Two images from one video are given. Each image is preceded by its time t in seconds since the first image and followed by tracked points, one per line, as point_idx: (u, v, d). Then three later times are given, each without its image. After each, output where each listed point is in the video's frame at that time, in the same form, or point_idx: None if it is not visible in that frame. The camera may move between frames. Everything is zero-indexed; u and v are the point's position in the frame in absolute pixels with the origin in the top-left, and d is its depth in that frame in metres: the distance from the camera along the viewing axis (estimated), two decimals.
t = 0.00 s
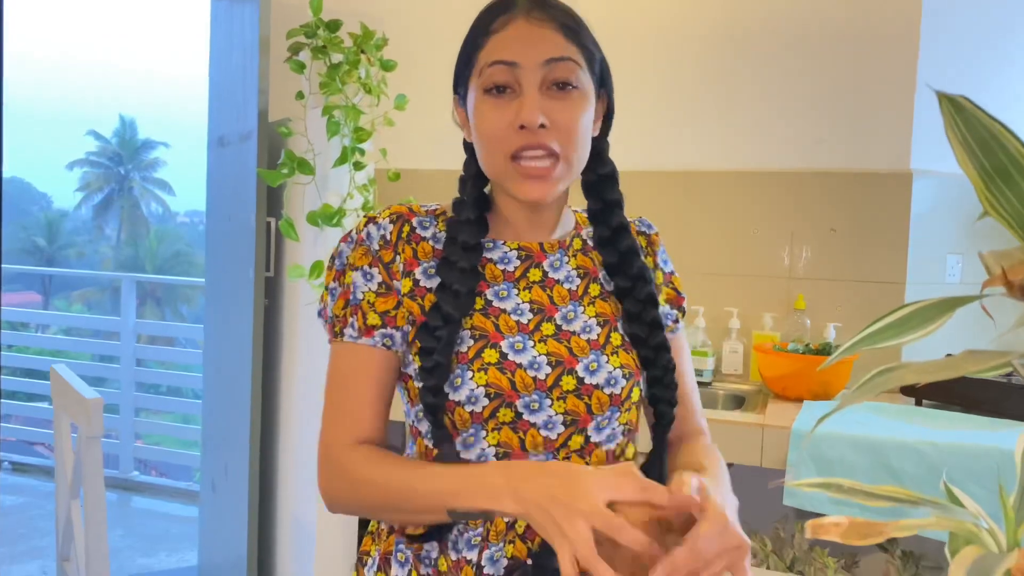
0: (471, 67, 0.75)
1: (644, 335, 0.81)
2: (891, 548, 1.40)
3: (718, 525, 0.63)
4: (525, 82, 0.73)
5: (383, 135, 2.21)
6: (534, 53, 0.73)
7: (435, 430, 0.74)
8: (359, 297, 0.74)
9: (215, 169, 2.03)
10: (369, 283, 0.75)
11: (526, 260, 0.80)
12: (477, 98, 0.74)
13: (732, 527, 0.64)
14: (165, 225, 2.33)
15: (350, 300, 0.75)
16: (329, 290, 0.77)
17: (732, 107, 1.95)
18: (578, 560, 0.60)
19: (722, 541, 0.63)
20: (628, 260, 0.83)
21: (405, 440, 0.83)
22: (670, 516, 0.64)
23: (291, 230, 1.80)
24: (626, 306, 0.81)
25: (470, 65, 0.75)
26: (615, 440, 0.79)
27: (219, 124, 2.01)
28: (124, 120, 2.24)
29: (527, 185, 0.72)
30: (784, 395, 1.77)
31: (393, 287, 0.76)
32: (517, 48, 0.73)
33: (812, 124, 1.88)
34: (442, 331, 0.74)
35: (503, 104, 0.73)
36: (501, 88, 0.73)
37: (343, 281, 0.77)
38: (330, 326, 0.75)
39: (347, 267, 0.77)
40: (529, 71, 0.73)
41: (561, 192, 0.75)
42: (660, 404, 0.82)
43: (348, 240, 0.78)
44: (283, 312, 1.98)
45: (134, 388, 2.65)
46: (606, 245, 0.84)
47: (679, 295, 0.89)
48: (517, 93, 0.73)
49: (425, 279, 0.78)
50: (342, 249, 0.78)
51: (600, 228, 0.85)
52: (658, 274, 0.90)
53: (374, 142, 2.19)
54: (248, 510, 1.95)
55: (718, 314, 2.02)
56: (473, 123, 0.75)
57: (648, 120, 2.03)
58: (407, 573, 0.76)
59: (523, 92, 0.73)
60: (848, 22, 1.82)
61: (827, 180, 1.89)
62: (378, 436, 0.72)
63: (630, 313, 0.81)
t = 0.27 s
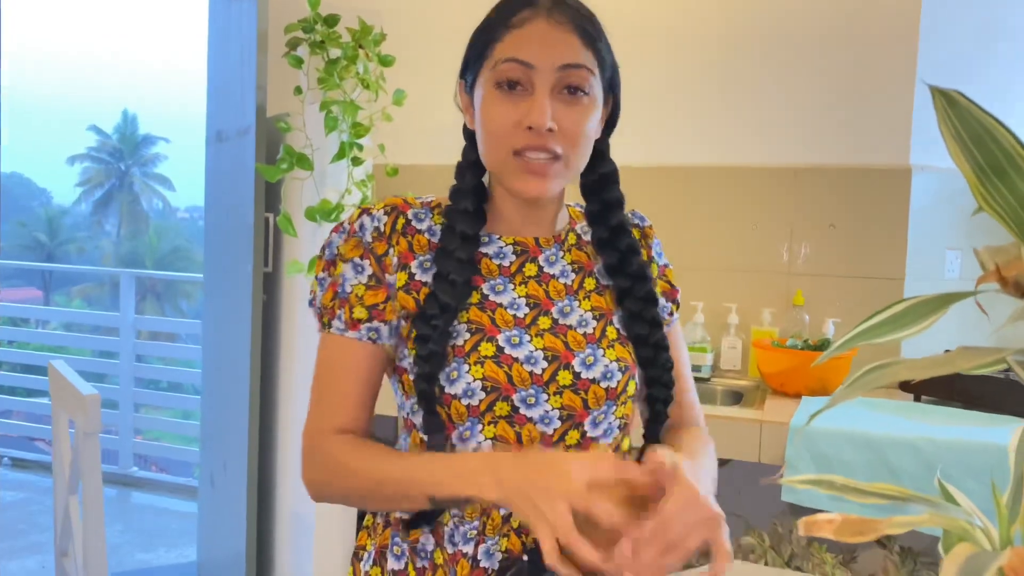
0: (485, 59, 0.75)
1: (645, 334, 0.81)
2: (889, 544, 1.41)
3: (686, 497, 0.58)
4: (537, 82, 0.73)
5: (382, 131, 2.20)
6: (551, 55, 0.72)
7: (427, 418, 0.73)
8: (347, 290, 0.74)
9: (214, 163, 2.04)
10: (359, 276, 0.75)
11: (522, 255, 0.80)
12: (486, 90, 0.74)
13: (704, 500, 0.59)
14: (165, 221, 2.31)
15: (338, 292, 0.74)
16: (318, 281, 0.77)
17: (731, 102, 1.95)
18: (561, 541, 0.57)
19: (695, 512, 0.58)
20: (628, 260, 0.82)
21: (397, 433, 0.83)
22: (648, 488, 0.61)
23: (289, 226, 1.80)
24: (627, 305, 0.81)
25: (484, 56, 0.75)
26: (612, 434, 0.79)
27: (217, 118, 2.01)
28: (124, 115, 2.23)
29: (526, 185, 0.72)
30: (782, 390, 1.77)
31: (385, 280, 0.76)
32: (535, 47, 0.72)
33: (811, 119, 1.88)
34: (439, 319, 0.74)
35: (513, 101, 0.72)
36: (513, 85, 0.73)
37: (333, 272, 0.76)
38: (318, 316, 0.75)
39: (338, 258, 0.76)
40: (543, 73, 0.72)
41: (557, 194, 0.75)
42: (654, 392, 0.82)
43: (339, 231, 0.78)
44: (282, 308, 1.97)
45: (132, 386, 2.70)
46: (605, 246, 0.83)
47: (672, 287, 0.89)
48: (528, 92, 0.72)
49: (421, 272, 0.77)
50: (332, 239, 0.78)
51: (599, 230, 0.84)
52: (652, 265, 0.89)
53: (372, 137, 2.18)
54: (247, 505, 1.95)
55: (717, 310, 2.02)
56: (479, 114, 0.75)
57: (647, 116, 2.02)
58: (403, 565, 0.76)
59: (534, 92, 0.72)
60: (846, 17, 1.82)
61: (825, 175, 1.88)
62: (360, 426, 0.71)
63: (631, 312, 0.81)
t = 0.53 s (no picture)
0: (516, 68, 0.72)
1: (640, 325, 0.82)
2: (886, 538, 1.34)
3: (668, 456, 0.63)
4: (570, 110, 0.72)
5: (382, 127, 2.21)
6: (589, 85, 0.71)
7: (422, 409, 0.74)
8: (345, 280, 0.74)
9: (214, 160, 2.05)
10: (356, 266, 0.75)
11: (518, 249, 0.80)
12: (513, 104, 0.73)
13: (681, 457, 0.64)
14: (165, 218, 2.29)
15: (335, 282, 0.74)
16: (315, 271, 0.76)
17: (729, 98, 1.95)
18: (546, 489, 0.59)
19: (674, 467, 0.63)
20: (621, 252, 0.83)
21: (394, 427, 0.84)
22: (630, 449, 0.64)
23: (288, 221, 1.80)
24: (621, 297, 0.81)
25: (514, 66, 0.73)
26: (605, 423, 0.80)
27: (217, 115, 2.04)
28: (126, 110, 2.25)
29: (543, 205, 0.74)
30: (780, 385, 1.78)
31: (382, 271, 0.76)
32: (576, 73, 0.71)
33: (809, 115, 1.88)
34: (438, 313, 0.74)
35: (542, 124, 0.72)
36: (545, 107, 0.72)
37: (330, 262, 0.76)
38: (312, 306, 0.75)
39: (335, 248, 0.76)
40: (581, 102, 0.72)
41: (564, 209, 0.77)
42: (648, 381, 0.83)
43: (338, 221, 0.78)
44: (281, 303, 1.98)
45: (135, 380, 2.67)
46: (598, 240, 0.83)
47: (666, 271, 0.89)
48: (560, 119, 0.72)
49: (418, 265, 0.78)
50: (330, 229, 0.77)
51: (592, 224, 0.84)
52: (644, 251, 0.89)
53: (371, 133, 2.19)
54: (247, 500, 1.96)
55: (716, 306, 2.02)
56: (501, 123, 0.74)
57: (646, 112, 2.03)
58: (402, 554, 0.76)
59: (566, 121, 0.72)
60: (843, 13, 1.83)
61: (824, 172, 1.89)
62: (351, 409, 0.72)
63: (626, 304, 0.81)
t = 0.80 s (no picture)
0: (540, 76, 0.71)
1: (646, 322, 0.83)
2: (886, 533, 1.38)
3: (671, 442, 0.65)
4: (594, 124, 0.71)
5: (383, 123, 2.21)
6: (615, 100, 0.70)
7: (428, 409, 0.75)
8: (352, 275, 0.76)
9: (216, 156, 2.07)
10: (364, 261, 0.77)
11: (524, 244, 0.81)
12: (535, 113, 0.72)
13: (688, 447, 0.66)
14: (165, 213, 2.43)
15: (343, 277, 0.76)
16: (321, 268, 0.78)
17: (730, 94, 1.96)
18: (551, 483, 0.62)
19: (678, 456, 0.64)
20: (626, 248, 0.83)
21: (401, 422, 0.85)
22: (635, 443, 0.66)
23: (290, 218, 1.81)
24: (627, 294, 0.83)
25: (538, 75, 0.71)
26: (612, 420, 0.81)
27: (219, 112, 2.05)
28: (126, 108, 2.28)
29: (561, 209, 0.75)
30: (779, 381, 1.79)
31: (389, 267, 0.78)
32: (601, 91, 0.69)
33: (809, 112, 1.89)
34: (446, 315, 0.75)
35: (564, 135, 0.71)
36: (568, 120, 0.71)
37: (337, 258, 0.78)
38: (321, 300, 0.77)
39: (342, 244, 0.78)
40: (605, 119, 0.70)
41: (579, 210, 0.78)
42: (653, 379, 0.84)
43: (343, 217, 0.79)
44: (283, 298, 1.99)
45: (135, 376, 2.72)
46: (604, 237, 0.84)
47: (668, 263, 0.90)
48: (582, 132, 0.71)
49: (425, 260, 0.79)
50: (336, 225, 0.79)
51: (597, 221, 0.85)
52: (645, 245, 0.90)
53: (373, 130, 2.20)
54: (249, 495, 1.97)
55: (716, 302, 2.03)
56: (521, 129, 0.73)
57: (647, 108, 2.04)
58: (406, 548, 0.79)
59: (589, 134, 0.71)
60: (842, 12, 1.84)
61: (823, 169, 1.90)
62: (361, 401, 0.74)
63: (632, 300, 0.83)
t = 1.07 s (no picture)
0: (555, 80, 0.71)
1: (651, 326, 0.83)
2: (886, 530, 1.42)
3: (711, 480, 0.62)
4: (609, 130, 0.71)
5: (384, 120, 2.21)
6: (632, 107, 0.70)
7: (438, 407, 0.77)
8: (373, 267, 0.76)
9: (218, 154, 2.07)
10: (382, 254, 0.77)
11: (536, 242, 0.81)
12: (551, 118, 0.72)
13: (725, 482, 0.63)
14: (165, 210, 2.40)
15: (363, 269, 0.76)
16: (338, 260, 0.79)
17: (732, 91, 1.96)
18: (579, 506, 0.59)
19: (717, 495, 0.62)
20: (635, 250, 0.83)
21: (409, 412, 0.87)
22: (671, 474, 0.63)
23: (293, 214, 1.81)
24: (633, 297, 0.82)
25: (554, 79, 0.71)
26: (615, 419, 0.82)
27: (220, 109, 2.06)
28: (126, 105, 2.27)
29: (569, 217, 0.74)
30: (781, 377, 1.79)
31: (406, 259, 0.78)
32: (618, 97, 0.69)
33: (813, 109, 1.89)
34: (456, 320, 0.75)
35: (578, 141, 0.71)
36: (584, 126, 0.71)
37: (354, 250, 0.78)
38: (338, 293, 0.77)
39: (358, 236, 0.78)
40: (620, 126, 0.70)
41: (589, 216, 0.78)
42: (657, 382, 0.84)
43: (359, 210, 0.80)
44: (285, 296, 1.99)
45: (135, 372, 2.76)
46: (613, 238, 0.83)
47: (681, 254, 0.90)
48: (598, 138, 0.71)
49: (438, 256, 0.79)
50: (353, 217, 0.80)
51: (607, 221, 0.83)
52: (652, 238, 0.89)
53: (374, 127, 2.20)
54: (251, 491, 1.97)
55: (717, 299, 2.03)
56: (535, 132, 0.73)
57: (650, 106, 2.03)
58: (413, 542, 0.79)
59: (604, 141, 0.71)
60: (846, 8, 1.83)
61: (824, 166, 1.90)
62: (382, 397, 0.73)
63: (637, 304, 0.82)
